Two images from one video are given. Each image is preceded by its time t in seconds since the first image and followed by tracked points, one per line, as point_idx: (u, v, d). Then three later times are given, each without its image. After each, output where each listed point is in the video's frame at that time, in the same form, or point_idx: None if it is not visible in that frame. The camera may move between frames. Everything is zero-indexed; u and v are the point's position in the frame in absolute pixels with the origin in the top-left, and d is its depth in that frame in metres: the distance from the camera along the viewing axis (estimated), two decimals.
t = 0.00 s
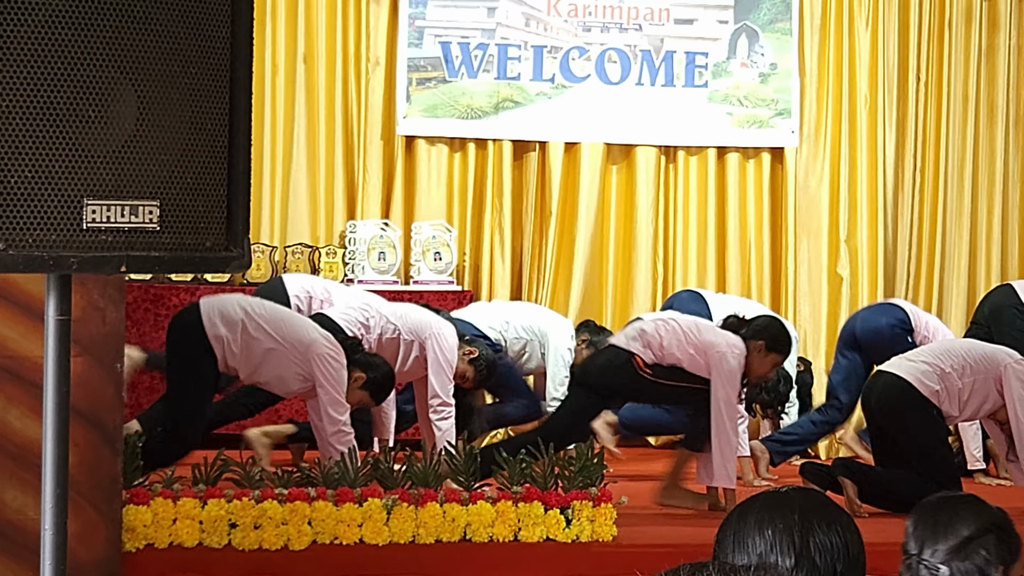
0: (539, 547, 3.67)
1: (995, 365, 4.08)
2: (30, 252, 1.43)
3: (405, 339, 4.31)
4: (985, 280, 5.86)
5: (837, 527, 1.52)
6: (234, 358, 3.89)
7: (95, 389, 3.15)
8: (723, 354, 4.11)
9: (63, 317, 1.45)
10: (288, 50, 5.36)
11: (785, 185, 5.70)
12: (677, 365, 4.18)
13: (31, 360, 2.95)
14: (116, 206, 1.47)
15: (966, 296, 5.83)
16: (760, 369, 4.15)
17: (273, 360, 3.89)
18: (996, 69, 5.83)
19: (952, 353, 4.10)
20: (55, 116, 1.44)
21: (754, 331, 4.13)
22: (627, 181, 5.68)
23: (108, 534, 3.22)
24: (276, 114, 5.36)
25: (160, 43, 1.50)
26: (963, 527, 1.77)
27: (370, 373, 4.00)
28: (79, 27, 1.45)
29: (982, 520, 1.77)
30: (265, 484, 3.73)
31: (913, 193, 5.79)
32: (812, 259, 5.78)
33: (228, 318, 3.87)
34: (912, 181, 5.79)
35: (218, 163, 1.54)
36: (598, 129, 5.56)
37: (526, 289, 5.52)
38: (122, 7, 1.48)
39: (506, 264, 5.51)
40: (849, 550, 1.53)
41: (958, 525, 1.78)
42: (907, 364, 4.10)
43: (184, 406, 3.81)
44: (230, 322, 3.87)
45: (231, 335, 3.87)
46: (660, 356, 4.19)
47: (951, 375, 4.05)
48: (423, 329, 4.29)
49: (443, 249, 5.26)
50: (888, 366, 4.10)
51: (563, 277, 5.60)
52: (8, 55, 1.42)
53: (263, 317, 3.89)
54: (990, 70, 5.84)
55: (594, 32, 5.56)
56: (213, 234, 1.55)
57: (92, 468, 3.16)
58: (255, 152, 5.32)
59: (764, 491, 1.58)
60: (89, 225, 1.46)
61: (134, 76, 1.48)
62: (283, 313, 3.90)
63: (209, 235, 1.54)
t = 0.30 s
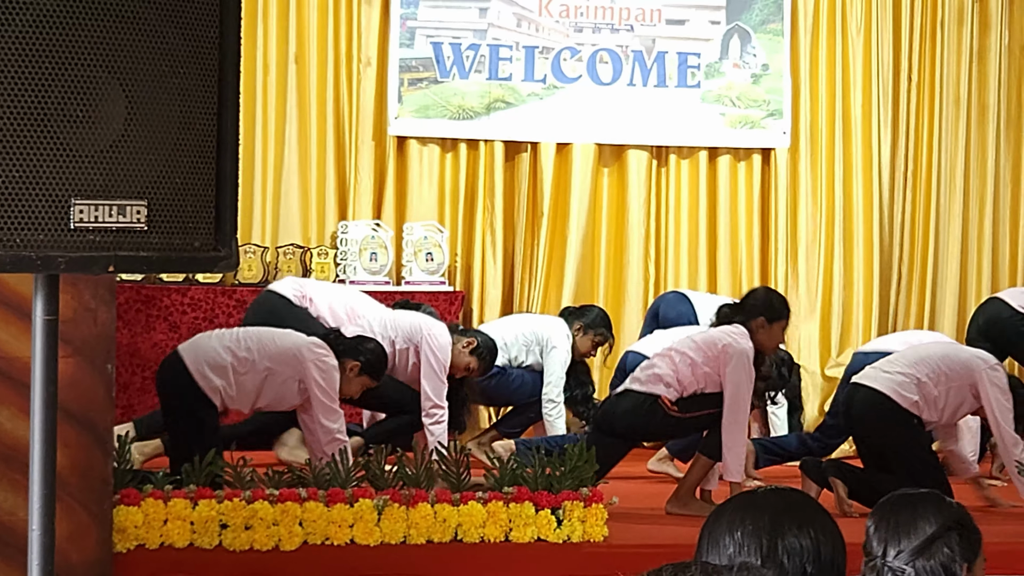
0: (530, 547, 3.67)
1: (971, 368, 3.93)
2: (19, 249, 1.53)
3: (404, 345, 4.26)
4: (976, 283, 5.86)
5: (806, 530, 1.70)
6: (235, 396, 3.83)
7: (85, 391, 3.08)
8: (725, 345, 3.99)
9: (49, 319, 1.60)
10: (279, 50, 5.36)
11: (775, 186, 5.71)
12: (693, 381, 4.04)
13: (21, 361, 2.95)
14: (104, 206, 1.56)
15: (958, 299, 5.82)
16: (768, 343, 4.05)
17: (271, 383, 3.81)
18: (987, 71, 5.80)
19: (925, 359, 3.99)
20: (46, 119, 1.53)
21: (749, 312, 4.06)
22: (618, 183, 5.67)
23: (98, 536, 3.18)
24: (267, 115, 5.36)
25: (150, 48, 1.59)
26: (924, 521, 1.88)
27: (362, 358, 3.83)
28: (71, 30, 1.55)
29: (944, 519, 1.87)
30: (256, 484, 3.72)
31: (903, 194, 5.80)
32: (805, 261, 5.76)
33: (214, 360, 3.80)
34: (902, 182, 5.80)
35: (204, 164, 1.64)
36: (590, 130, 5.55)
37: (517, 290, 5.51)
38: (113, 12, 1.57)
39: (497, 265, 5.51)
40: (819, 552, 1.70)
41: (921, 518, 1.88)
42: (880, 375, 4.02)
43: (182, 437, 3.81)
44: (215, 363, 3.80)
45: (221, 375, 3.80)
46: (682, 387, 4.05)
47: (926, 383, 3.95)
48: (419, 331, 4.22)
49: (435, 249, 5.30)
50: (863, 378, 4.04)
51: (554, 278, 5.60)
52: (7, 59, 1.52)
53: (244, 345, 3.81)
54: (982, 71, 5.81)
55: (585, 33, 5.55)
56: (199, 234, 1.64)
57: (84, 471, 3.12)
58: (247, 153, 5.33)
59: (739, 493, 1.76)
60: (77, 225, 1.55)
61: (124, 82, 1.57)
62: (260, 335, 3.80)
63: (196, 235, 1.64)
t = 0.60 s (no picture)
0: (515, 550, 3.65)
1: (944, 355, 3.95)
2: (7, 252, 1.64)
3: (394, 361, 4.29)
4: (963, 287, 5.86)
5: (792, 532, 1.60)
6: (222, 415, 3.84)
7: (70, 393, 3.05)
8: (694, 338, 3.97)
9: (33, 322, 1.69)
10: (265, 53, 5.36)
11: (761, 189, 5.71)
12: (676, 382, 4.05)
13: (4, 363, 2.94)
14: (88, 211, 1.67)
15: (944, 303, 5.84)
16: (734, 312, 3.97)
17: (250, 398, 3.79)
18: (972, 75, 5.82)
19: (898, 353, 4.00)
20: (33, 122, 1.64)
21: (705, 288, 3.99)
22: (604, 187, 5.66)
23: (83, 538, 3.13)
24: (253, 119, 5.37)
25: (135, 54, 1.71)
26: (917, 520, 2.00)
27: (337, 339, 3.80)
28: (60, 37, 1.66)
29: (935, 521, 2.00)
30: (241, 488, 3.75)
31: (888, 197, 5.81)
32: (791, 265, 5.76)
33: (195, 383, 3.82)
34: (888, 186, 5.81)
35: (187, 168, 1.76)
36: (575, 133, 5.54)
37: (503, 293, 5.51)
38: (98, 19, 1.68)
39: (484, 268, 5.51)
40: (805, 553, 1.61)
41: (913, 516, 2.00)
42: (856, 381, 4.03)
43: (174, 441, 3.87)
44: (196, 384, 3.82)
45: (204, 396, 3.82)
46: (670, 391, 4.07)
47: (904, 377, 3.98)
48: (403, 340, 4.25)
49: (420, 252, 5.26)
50: (842, 384, 4.06)
51: (540, 282, 5.60)
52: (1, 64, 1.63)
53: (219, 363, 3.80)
54: (967, 75, 5.83)
55: (571, 36, 5.55)
56: (183, 237, 1.77)
57: (69, 472, 3.09)
58: (232, 156, 5.33)
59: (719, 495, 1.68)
60: (61, 228, 1.66)
61: (110, 89, 1.69)
62: (231, 352, 3.79)
63: (180, 239, 1.76)
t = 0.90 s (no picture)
0: (496, 554, 3.66)
1: (928, 352, 3.86)
2: None
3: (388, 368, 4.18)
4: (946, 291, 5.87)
5: (767, 534, 1.65)
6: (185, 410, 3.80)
7: (51, 398, 2.99)
8: (633, 322, 3.82)
9: (11, 327, 1.82)
10: (246, 57, 5.36)
11: (742, 193, 5.71)
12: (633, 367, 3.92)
13: None
14: (66, 216, 1.75)
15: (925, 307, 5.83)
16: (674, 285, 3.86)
17: (212, 388, 3.75)
18: (952, 79, 5.83)
19: (881, 353, 3.92)
20: (13, 125, 1.72)
21: (645, 262, 3.86)
22: (585, 191, 5.65)
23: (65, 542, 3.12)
24: (233, 123, 5.37)
25: (116, 58, 1.78)
26: (902, 515, 1.99)
27: (276, 298, 3.75)
28: (39, 40, 1.73)
29: (927, 526, 1.98)
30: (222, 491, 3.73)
31: (870, 202, 5.80)
32: (772, 270, 5.75)
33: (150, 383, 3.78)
34: (868, 190, 5.81)
35: (167, 171, 1.83)
36: (556, 137, 5.54)
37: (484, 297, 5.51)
38: (80, 23, 1.75)
39: (464, 272, 5.50)
40: (782, 555, 1.65)
41: (898, 513, 2.00)
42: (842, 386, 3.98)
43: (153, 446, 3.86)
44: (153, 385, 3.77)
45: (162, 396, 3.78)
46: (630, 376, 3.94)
47: (888, 377, 3.91)
48: (396, 344, 4.13)
49: (401, 255, 5.41)
50: (830, 389, 4.00)
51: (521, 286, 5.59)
52: None
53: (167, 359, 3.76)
54: (947, 79, 5.83)
55: (552, 40, 5.55)
56: (162, 242, 1.83)
57: (49, 477, 3.05)
58: (212, 161, 5.33)
59: (694, 501, 1.73)
60: (40, 232, 1.74)
61: (90, 94, 1.76)
62: (177, 346, 3.74)
63: (159, 244, 1.83)
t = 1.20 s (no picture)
0: (471, 558, 3.65)
1: (904, 339, 3.80)
2: None
3: (377, 358, 3.97)
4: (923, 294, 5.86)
5: (739, 536, 1.43)
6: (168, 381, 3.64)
7: (27, 401, 2.88)
8: (566, 315, 3.82)
9: None
10: (222, 61, 5.36)
11: (718, 197, 5.70)
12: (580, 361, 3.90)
13: None
14: (43, 220, 1.95)
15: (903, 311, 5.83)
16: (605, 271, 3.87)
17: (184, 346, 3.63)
18: (928, 81, 5.82)
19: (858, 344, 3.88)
20: None
21: (575, 248, 3.87)
22: (561, 194, 5.65)
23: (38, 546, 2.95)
24: (209, 127, 5.36)
25: (90, 64, 1.99)
26: (881, 519, 1.81)
27: (200, 229, 3.61)
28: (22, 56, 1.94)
29: (906, 530, 1.80)
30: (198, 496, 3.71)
31: (844, 205, 5.80)
32: (745, 273, 5.74)
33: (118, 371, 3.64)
34: (843, 193, 5.81)
35: (140, 178, 2.05)
36: (532, 141, 5.54)
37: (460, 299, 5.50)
38: (59, 32, 1.97)
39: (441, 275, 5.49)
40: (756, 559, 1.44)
41: (878, 515, 1.81)
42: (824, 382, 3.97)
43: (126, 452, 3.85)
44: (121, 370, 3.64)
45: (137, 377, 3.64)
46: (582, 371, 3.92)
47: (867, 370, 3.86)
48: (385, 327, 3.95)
49: (377, 259, 5.31)
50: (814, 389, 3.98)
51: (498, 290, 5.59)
52: None
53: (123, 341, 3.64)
54: (923, 83, 5.83)
55: (528, 44, 5.54)
56: (136, 247, 2.05)
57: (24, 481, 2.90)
58: (187, 165, 5.33)
59: (659, 506, 1.50)
60: (18, 235, 1.94)
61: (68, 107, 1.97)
62: (132, 321, 3.61)
63: (133, 248, 2.05)
